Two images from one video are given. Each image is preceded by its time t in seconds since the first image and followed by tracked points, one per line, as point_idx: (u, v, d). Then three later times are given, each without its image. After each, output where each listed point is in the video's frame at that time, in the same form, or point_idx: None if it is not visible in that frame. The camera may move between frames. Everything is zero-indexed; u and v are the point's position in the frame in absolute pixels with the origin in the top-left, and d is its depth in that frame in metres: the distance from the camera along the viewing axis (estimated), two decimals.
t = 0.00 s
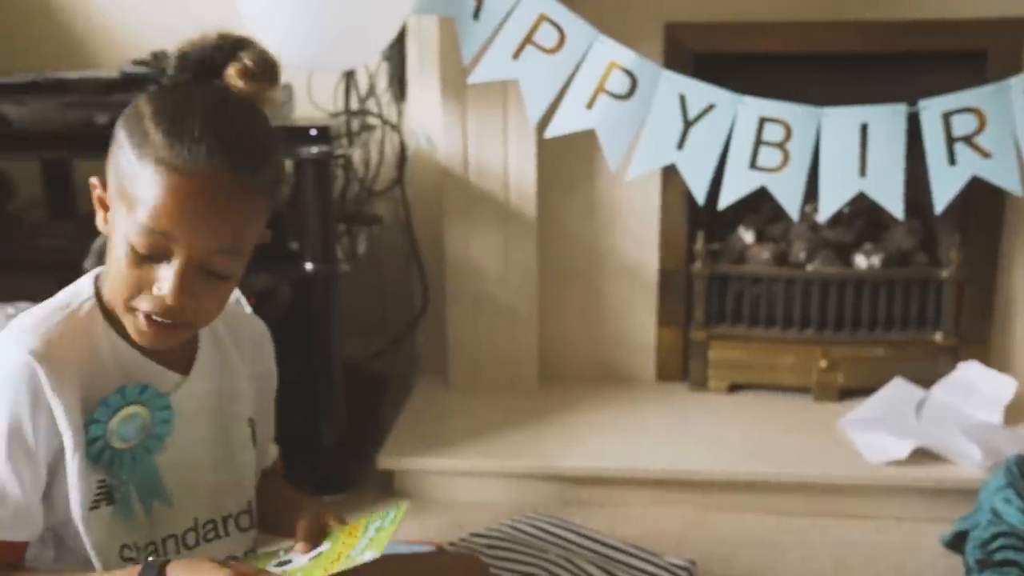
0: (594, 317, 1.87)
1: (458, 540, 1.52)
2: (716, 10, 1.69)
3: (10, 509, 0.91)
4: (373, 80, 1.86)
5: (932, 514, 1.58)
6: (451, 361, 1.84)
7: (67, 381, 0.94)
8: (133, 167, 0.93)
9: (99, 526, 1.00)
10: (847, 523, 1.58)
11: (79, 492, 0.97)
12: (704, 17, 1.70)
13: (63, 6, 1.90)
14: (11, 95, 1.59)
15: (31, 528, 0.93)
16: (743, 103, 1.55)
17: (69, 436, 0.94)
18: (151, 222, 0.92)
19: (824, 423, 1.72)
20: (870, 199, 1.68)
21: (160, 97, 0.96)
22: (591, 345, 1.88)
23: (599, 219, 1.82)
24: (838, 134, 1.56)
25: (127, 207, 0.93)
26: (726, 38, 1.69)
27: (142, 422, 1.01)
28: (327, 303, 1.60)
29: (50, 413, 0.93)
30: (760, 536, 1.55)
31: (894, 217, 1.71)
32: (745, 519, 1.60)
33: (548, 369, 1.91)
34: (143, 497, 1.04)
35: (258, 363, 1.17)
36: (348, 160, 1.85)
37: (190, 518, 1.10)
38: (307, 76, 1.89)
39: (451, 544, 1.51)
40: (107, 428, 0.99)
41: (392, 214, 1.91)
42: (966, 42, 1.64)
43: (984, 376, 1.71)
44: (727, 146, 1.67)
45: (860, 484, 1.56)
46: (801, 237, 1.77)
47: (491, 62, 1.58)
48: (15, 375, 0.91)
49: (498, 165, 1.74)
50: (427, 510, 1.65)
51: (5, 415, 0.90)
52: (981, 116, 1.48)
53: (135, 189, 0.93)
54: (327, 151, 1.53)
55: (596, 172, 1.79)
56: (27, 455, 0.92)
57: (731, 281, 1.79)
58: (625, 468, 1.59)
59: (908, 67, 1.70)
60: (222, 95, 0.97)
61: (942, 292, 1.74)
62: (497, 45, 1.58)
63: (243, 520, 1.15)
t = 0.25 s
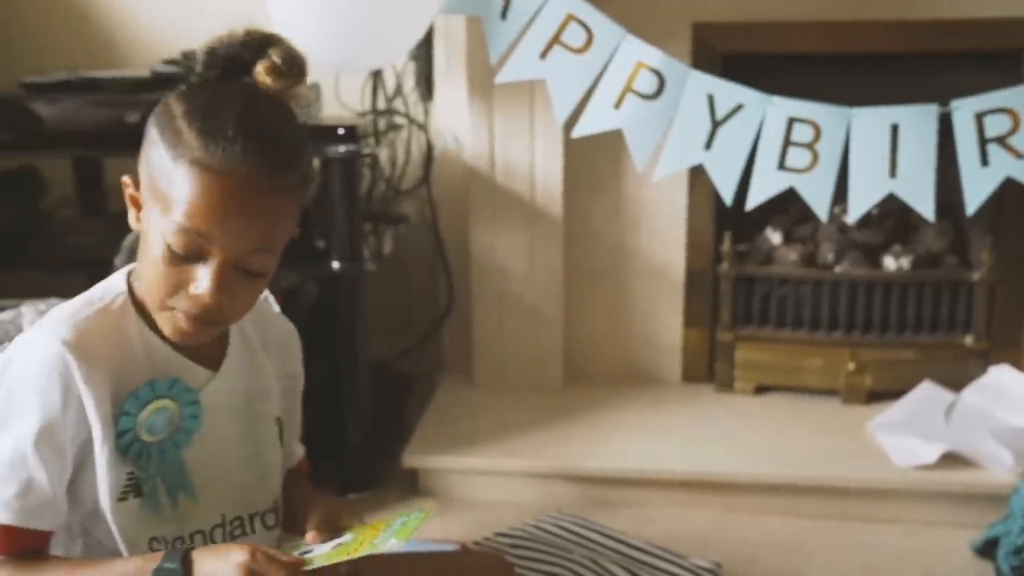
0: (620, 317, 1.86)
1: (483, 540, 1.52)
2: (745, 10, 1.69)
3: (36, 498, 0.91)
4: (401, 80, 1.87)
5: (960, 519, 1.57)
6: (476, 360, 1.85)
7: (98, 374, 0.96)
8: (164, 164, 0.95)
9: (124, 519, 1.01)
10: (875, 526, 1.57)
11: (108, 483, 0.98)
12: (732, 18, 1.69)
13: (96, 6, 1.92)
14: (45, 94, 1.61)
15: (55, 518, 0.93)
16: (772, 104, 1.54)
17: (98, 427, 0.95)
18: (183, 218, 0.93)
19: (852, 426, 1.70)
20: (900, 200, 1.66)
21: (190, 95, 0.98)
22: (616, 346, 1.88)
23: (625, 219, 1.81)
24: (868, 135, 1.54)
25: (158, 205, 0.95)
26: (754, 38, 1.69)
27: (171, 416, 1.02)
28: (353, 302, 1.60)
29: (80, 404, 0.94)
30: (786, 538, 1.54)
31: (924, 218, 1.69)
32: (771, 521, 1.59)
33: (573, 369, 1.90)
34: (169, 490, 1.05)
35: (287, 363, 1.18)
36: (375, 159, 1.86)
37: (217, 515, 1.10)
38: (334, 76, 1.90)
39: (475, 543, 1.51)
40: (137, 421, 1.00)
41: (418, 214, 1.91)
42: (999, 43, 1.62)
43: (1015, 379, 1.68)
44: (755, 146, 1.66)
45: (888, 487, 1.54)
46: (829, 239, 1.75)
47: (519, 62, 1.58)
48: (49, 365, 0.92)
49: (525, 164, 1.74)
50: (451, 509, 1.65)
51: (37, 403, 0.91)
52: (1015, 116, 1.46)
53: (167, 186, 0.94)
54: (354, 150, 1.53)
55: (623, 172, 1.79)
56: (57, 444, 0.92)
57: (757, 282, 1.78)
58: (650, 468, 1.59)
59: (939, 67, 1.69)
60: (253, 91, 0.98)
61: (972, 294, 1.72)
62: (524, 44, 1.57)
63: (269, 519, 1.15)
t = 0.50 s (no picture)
0: (643, 318, 1.86)
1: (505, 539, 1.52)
2: (772, 10, 1.68)
3: (67, 502, 0.95)
4: (425, 80, 1.87)
5: (988, 524, 1.55)
6: (498, 359, 1.85)
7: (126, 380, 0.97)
8: (196, 166, 0.94)
9: (159, 518, 1.02)
10: (899, 531, 1.56)
11: (135, 487, 0.99)
12: (757, 18, 1.68)
13: (124, 6, 1.94)
14: (74, 94, 1.63)
15: (86, 521, 0.97)
16: (798, 104, 1.53)
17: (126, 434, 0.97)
18: (238, 217, 0.94)
19: (876, 429, 1.69)
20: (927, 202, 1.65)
21: (193, 95, 0.96)
22: (639, 346, 1.88)
23: (648, 220, 1.81)
24: (895, 136, 1.53)
25: (200, 206, 0.95)
26: (781, 39, 1.68)
27: (200, 417, 1.04)
28: (377, 301, 1.61)
29: (107, 411, 0.96)
30: (809, 542, 1.53)
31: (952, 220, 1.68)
32: (793, 525, 1.58)
33: (595, 370, 1.90)
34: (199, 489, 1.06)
35: (298, 351, 1.18)
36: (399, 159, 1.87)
37: (245, 507, 1.11)
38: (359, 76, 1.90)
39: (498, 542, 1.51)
40: (169, 422, 1.01)
41: (442, 213, 1.92)
42: None
43: None
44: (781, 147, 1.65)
45: (913, 492, 1.53)
46: (855, 240, 1.74)
47: (544, 62, 1.58)
48: (75, 375, 0.94)
49: (549, 164, 1.74)
50: (472, 508, 1.65)
51: (64, 412, 0.94)
52: None
53: (206, 188, 0.94)
54: (379, 149, 1.54)
55: (647, 172, 1.78)
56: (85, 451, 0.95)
57: (781, 283, 1.77)
58: (672, 470, 1.58)
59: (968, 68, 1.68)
60: (253, 84, 0.97)
61: (1000, 297, 1.70)
62: (550, 44, 1.57)
63: (296, 506, 1.16)
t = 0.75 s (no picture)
0: (668, 318, 1.85)
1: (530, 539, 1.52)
2: (800, 10, 1.67)
3: (199, 485, 0.88)
4: (451, 79, 1.88)
5: (1017, 529, 1.54)
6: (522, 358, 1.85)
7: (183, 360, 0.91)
8: (219, 154, 0.88)
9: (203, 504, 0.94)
10: (927, 535, 1.54)
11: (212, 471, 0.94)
12: (786, 18, 1.67)
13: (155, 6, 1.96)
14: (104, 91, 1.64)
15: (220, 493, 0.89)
16: (826, 104, 1.51)
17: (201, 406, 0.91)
18: (270, 201, 0.88)
19: (904, 432, 1.68)
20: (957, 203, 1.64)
21: (208, 85, 0.90)
22: (663, 347, 1.87)
23: (674, 220, 1.80)
24: (925, 136, 1.51)
25: (228, 194, 0.89)
26: (810, 39, 1.67)
27: (245, 409, 0.97)
28: (403, 300, 1.61)
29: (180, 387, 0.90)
30: (835, 545, 1.53)
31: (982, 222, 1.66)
32: (819, 528, 1.57)
33: (620, 370, 1.90)
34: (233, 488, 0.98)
35: (333, 352, 1.12)
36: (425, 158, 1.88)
37: (261, 506, 1.02)
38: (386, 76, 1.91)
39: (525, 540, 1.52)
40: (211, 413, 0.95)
41: (467, 212, 1.92)
42: None
43: None
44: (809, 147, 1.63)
45: (941, 496, 1.52)
46: (883, 242, 1.72)
47: (571, 62, 1.57)
48: (136, 355, 0.89)
49: (574, 163, 1.74)
50: (497, 507, 1.65)
51: (140, 394, 0.88)
52: None
53: (235, 176, 0.88)
54: (405, 149, 1.55)
55: (674, 173, 1.78)
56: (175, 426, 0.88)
57: (808, 285, 1.76)
58: (697, 471, 1.58)
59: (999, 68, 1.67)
60: (267, 71, 0.91)
61: None
62: (576, 44, 1.57)
63: (309, 511, 1.06)
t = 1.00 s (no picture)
0: (693, 319, 1.84)
1: (553, 539, 1.52)
2: (829, 9, 1.66)
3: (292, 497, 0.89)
4: (477, 79, 1.88)
5: None
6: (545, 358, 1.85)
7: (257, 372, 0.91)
8: (309, 153, 0.87)
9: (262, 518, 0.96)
10: (954, 540, 1.53)
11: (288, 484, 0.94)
12: (815, 18, 1.66)
13: (184, 5, 1.97)
14: (131, 88, 1.65)
15: (317, 502, 0.90)
16: (855, 104, 1.50)
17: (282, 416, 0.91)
18: (364, 196, 0.88)
19: (931, 436, 1.66)
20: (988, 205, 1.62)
21: (286, 87, 0.89)
22: (688, 348, 1.86)
23: (700, 220, 1.79)
24: (956, 137, 1.48)
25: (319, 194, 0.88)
26: (839, 38, 1.65)
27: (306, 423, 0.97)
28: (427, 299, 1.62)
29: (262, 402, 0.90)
30: (860, 549, 1.51)
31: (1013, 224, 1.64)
32: (844, 532, 1.56)
33: (644, 371, 1.89)
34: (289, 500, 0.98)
35: (389, 356, 1.09)
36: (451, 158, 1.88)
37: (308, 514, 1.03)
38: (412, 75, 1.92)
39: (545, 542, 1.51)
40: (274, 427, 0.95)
41: (491, 212, 1.92)
42: None
43: None
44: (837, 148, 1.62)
45: (969, 501, 1.50)
46: (911, 244, 1.71)
47: (596, 62, 1.56)
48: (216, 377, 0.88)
49: (599, 163, 1.73)
50: (519, 507, 1.65)
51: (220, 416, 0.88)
52: None
53: (326, 173, 0.87)
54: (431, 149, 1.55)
55: (699, 173, 1.77)
56: (262, 442, 0.88)
57: (835, 286, 1.74)
58: (721, 473, 1.57)
59: None
60: (339, 70, 0.91)
61: None
62: (602, 44, 1.56)
63: (363, 521, 1.07)
